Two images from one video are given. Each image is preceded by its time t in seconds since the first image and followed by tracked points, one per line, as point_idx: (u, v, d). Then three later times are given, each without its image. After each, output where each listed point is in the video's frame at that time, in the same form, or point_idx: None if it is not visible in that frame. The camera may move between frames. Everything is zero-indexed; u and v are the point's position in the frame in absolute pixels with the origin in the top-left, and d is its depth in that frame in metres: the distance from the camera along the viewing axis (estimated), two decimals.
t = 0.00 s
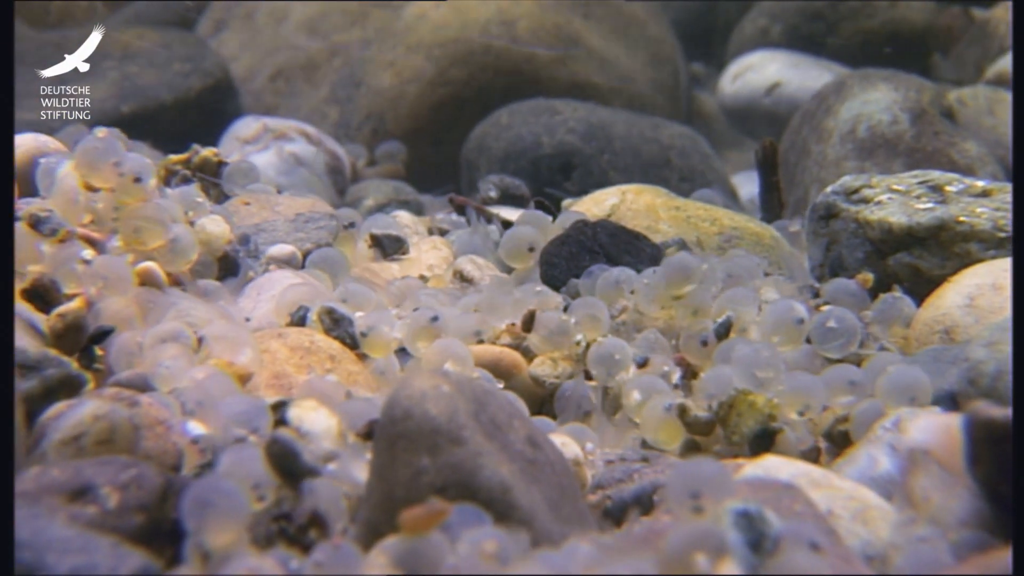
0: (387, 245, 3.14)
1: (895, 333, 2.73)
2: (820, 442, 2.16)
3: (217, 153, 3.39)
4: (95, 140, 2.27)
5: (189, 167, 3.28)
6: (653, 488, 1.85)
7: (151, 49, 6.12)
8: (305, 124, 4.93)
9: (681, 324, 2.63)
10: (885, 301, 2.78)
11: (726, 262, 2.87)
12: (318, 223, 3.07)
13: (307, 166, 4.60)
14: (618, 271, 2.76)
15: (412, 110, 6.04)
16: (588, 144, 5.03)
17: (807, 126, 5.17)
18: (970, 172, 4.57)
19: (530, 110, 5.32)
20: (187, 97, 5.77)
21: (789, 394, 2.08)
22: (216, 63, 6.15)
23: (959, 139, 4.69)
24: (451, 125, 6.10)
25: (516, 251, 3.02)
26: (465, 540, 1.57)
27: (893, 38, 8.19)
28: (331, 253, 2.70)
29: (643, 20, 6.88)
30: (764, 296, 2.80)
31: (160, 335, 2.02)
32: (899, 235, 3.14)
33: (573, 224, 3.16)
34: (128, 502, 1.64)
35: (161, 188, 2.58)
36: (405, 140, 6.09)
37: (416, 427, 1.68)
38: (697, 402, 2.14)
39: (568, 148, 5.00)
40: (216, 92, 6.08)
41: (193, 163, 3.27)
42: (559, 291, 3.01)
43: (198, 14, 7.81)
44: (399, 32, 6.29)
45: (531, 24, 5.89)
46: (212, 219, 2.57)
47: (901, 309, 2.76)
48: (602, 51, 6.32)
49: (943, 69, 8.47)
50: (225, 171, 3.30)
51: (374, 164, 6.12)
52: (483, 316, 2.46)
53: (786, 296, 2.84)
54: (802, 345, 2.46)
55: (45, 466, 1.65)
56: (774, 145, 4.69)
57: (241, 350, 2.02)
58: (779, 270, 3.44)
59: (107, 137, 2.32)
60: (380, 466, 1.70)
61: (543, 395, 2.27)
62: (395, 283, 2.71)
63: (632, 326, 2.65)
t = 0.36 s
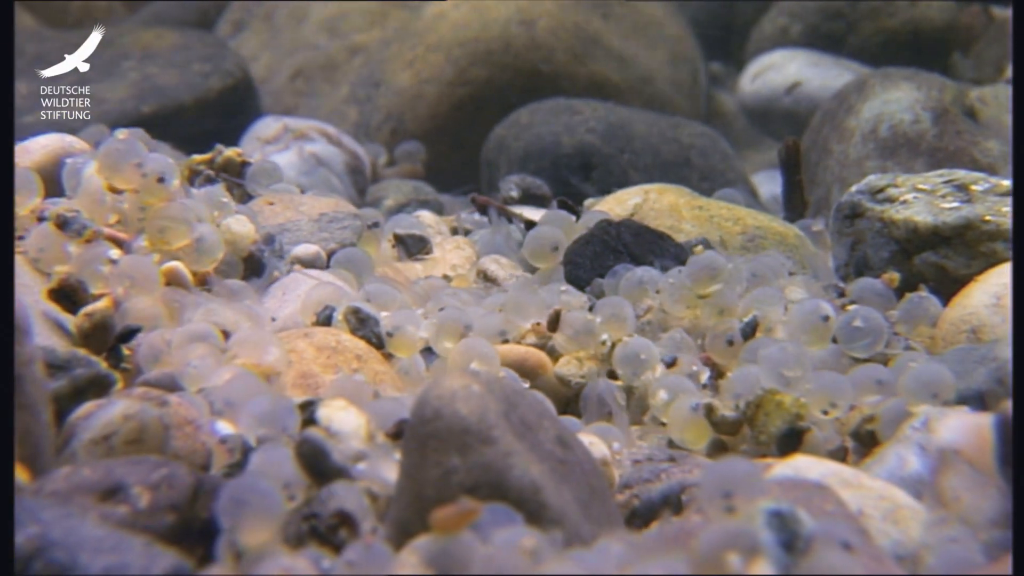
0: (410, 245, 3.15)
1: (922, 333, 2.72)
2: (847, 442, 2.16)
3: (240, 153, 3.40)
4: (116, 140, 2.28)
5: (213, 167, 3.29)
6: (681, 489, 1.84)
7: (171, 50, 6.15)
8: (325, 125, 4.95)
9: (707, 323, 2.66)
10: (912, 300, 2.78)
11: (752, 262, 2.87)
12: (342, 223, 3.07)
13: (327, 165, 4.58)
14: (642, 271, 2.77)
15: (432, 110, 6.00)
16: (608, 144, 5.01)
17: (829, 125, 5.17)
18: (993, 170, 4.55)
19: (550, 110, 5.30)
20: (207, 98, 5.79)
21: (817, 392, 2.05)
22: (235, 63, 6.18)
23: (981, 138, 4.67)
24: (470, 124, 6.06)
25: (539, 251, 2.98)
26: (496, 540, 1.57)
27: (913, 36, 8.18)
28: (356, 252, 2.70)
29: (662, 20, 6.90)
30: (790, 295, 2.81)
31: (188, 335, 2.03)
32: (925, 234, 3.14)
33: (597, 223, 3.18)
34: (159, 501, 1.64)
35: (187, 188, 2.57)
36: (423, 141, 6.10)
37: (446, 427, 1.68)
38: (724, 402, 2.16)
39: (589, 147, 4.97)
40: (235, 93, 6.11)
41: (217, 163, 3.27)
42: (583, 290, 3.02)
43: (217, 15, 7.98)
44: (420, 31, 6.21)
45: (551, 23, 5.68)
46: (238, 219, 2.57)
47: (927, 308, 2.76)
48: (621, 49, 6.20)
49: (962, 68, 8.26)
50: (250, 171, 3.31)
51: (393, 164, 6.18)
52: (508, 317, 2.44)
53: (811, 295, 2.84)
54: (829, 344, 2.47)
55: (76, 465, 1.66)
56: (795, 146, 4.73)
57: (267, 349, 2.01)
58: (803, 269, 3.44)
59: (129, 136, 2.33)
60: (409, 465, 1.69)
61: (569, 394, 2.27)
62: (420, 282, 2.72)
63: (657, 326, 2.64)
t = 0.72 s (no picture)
0: (434, 245, 3.15)
1: (949, 332, 2.71)
2: (875, 441, 2.16)
3: (264, 153, 3.41)
4: (144, 140, 2.29)
5: (236, 167, 3.31)
6: (710, 489, 1.84)
7: (191, 50, 6.17)
8: (347, 124, 4.95)
9: (733, 323, 2.66)
10: (938, 300, 2.77)
11: (777, 261, 2.86)
12: (366, 223, 3.07)
13: (349, 166, 4.60)
14: (668, 271, 2.76)
15: (451, 109, 5.98)
16: (629, 143, 5.04)
17: (850, 125, 5.18)
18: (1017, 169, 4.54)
19: (569, 110, 5.29)
20: (227, 98, 5.79)
21: (843, 391, 2.11)
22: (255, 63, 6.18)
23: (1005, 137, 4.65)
24: (491, 123, 6.05)
25: (564, 250, 2.99)
26: (529, 540, 1.57)
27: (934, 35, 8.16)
28: (380, 251, 2.70)
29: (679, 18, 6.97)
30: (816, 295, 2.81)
31: (216, 335, 2.03)
32: (951, 233, 3.14)
33: (622, 223, 3.18)
34: (191, 501, 1.65)
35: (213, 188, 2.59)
36: (444, 141, 6.06)
37: (477, 427, 1.68)
38: (751, 402, 2.17)
39: (608, 146, 5.01)
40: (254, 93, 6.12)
41: (240, 163, 3.28)
42: (608, 290, 3.02)
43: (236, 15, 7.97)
44: (438, 31, 6.09)
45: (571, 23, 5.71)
46: (263, 219, 2.60)
47: (954, 307, 2.75)
48: (641, 50, 6.26)
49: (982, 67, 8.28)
50: (273, 171, 3.33)
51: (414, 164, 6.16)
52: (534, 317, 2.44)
53: (838, 295, 2.84)
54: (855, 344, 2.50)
55: (108, 465, 1.67)
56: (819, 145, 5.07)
57: (295, 349, 2.00)
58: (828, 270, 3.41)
59: (157, 136, 2.34)
60: (440, 465, 1.69)
61: (594, 394, 2.26)
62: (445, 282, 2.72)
63: (683, 326, 2.67)
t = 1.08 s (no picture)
0: (460, 245, 3.14)
1: (977, 332, 2.71)
2: (905, 441, 2.16)
3: (289, 153, 3.42)
4: (174, 140, 2.31)
5: (262, 167, 3.33)
6: (739, 489, 1.84)
7: (212, 50, 6.18)
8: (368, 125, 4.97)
9: (760, 323, 2.68)
10: (966, 299, 2.76)
11: (805, 260, 2.89)
12: (391, 222, 3.07)
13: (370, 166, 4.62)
14: (694, 271, 2.80)
15: (472, 109, 5.96)
16: (650, 143, 5.06)
17: (872, 124, 5.19)
18: None
19: (590, 110, 5.33)
20: (249, 99, 5.82)
21: (874, 391, 2.14)
22: (276, 63, 6.15)
23: None
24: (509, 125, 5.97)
25: (588, 249, 3.05)
26: (563, 540, 1.57)
27: (956, 33, 8.11)
28: (406, 252, 2.71)
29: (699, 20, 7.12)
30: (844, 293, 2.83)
31: (245, 335, 2.04)
32: (979, 232, 3.14)
33: (647, 222, 3.21)
34: (224, 500, 1.66)
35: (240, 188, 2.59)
36: (465, 140, 6.02)
37: (510, 426, 1.68)
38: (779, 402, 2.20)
39: (629, 146, 5.03)
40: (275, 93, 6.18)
41: (266, 163, 3.30)
42: (634, 290, 3.02)
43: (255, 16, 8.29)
44: (460, 31, 6.08)
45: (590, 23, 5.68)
46: (290, 219, 2.60)
47: (982, 307, 2.74)
48: (661, 50, 6.32)
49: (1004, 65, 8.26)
50: (298, 172, 3.34)
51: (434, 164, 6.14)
52: (559, 317, 2.43)
53: (865, 292, 2.85)
54: (884, 343, 2.51)
55: (140, 465, 1.68)
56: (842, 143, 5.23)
57: (326, 349, 2.02)
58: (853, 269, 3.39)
59: (185, 137, 2.36)
60: (473, 464, 1.70)
61: (622, 394, 2.26)
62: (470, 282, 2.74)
63: (711, 326, 2.68)
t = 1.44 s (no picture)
0: (482, 245, 3.16)
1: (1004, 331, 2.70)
2: (931, 440, 2.17)
3: (311, 153, 3.44)
4: (196, 141, 2.29)
5: (284, 167, 3.34)
6: (766, 489, 1.84)
7: (230, 49, 6.15)
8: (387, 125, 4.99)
9: (784, 322, 2.72)
10: (992, 299, 2.77)
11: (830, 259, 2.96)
12: (413, 222, 3.07)
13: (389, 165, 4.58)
14: (717, 271, 2.83)
15: (490, 110, 6.05)
16: (669, 143, 5.05)
17: (893, 122, 5.19)
18: None
19: (609, 109, 5.35)
20: (267, 99, 5.77)
21: (900, 390, 2.13)
22: (294, 64, 6.10)
23: None
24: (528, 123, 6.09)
25: (611, 249, 3.03)
26: (593, 539, 1.57)
27: (974, 32, 8.15)
28: (429, 251, 2.73)
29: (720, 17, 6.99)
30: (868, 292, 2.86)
31: (271, 335, 2.04)
32: (1004, 232, 3.13)
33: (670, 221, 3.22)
34: (254, 500, 1.66)
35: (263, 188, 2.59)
36: (484, 140, 6.12)
37: (539, 426, 1.69)
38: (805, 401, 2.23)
39: (649, 146, 5.03)
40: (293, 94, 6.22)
41: (288, 163, 3.33)
42: (657, 289, 3.07)
43: (273, 16, 8.23)
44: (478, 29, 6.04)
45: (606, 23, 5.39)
46: (313, 219, 2.61)
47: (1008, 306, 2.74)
48: (681, 49, 6.28)
49: None
50: (320, 171, 3.36)
51: (453, 164, 6.23)
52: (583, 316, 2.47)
53: (890, 292, 2.89)
54: (908, 342, 2.54)
55: (170, 464, 1.69)
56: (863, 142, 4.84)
57: (350, 349, 2.00)
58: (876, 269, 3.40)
59: (207, 136, 2.34)
60: (502, 464, 1.70)
61: (646, 393, 2.27)
62: (494, 281, 2.76)
63: (735, 325, 2.73)
